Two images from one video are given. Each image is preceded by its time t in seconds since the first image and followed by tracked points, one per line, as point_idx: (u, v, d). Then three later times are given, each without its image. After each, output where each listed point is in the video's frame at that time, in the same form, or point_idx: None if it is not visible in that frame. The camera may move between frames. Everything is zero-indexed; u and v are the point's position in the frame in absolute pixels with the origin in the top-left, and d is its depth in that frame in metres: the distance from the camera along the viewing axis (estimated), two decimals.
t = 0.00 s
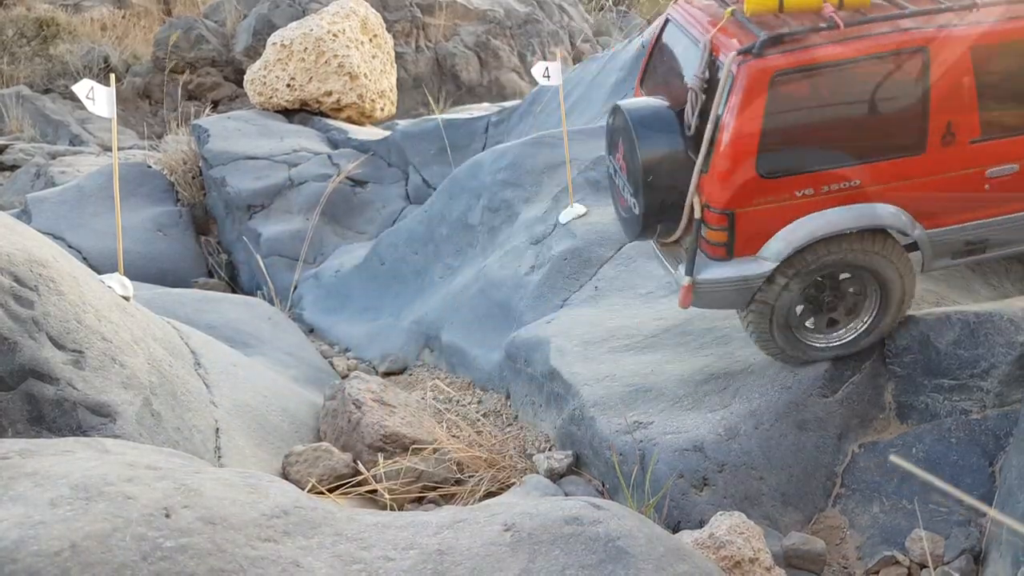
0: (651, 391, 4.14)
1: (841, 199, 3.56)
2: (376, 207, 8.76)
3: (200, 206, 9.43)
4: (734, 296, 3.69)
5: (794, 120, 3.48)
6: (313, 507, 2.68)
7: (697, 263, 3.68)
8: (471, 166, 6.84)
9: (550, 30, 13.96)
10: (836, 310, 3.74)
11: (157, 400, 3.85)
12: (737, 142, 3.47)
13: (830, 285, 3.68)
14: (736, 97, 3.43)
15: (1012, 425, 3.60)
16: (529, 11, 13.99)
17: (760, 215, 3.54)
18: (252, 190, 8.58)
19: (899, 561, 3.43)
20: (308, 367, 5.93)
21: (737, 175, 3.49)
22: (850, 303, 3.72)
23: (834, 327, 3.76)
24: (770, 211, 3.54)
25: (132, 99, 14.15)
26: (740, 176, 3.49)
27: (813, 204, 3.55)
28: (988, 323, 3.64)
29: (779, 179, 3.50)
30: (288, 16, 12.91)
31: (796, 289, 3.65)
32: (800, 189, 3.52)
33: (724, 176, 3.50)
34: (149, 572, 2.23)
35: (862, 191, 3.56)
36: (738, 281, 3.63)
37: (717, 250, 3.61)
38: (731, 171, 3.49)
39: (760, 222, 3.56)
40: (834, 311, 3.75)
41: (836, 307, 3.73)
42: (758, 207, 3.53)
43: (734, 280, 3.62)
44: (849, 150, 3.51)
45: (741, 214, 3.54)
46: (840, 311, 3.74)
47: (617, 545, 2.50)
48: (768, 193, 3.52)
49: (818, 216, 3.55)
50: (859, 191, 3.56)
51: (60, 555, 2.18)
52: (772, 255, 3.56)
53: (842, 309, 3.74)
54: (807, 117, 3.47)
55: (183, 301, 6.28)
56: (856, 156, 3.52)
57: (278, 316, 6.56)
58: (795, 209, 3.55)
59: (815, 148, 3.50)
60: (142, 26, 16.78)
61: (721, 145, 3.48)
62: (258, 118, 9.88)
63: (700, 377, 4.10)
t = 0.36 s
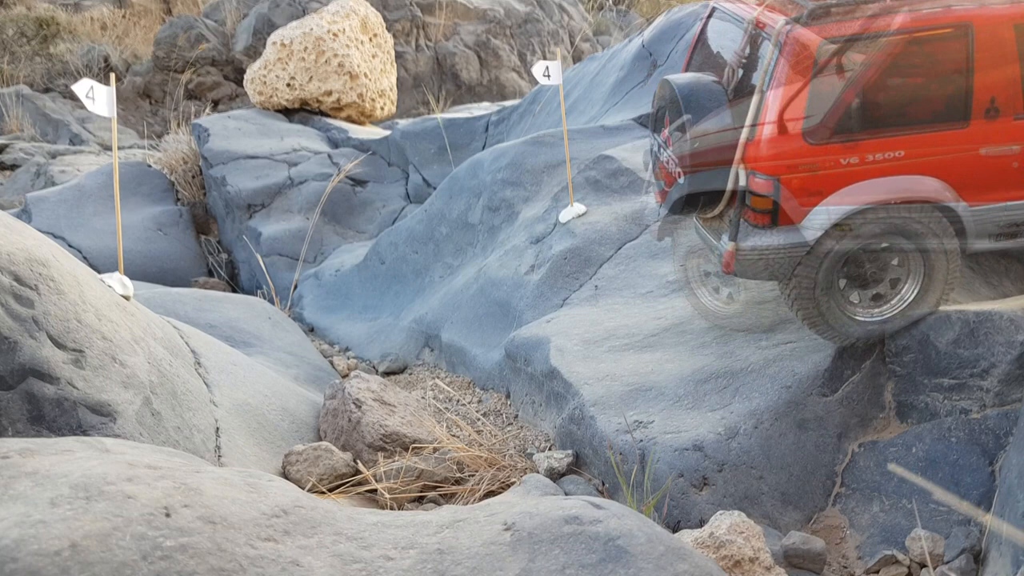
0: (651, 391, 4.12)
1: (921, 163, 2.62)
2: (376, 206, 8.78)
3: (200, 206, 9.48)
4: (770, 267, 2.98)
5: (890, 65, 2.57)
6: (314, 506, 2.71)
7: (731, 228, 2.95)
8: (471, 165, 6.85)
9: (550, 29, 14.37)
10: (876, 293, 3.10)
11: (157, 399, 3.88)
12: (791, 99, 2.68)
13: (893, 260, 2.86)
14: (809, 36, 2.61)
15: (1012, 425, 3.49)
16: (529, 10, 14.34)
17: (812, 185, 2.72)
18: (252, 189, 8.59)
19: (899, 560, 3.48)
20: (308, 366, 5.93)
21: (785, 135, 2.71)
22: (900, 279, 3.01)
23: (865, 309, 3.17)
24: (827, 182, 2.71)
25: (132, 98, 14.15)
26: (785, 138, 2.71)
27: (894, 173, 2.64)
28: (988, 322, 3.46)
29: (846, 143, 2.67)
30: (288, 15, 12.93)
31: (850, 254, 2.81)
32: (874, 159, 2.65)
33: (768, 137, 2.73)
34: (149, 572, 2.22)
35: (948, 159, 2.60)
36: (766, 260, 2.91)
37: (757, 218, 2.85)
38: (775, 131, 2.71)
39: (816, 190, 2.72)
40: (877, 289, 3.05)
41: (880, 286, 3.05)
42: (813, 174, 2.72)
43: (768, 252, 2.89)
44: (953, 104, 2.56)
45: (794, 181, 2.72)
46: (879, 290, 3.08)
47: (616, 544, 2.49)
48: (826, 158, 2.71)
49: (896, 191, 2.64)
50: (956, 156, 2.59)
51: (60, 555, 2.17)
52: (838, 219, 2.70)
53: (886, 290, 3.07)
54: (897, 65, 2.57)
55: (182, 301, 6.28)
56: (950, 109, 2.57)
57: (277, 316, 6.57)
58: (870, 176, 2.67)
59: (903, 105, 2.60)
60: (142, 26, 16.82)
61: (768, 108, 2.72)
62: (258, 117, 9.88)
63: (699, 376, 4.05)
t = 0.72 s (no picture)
0: (651, 392, 4.12)
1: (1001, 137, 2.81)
2: (376, 207, 8.78)
3: (200, 206, 9.49)
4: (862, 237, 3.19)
5: (937, 56, 2.82)
6: (314, 506, 2.71)
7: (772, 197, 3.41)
8: (471, 165, 6.84)
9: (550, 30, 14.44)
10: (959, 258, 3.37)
11: (157, 399, 3.88)
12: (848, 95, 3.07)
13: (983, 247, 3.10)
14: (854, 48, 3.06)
15: (1012, 425, 3.50)
16: (529, 11, 14.46)
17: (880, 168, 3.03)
18: (252, 190, 8.58)
19: (899, 561, 3.44)
20: (309, 366, 5.93)
21: (858, 119, 3.05)
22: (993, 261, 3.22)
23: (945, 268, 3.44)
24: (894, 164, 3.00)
25: (132, 98, 14.15)
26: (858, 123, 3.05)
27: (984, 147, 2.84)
28: (988, 322, 3.55)
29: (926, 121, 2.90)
30: (288, 16, 12.95)
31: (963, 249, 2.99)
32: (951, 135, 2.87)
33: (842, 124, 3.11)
34: (149, 572, 2.22)
35: None
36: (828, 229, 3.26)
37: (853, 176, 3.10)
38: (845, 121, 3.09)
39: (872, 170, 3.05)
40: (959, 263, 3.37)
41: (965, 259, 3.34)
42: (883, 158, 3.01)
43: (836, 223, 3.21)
44: None
45: (859, 157, 3.08)
46: (973, 261, 3.30)
47: (616, 545, 2.49)
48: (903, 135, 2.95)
49: (936, 167, 2.91)
50: None
51: (60, 555, 2.16)
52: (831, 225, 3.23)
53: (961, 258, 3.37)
54: (954, 49, 2.78)
55: (183, 301, 6.29)
56: None
57: (277, 316, 6.57)
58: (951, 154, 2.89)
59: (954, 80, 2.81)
60: (142, 27, 16.83)
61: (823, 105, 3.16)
62: (258, 117, 9.88)
63: (700, 376, 4.06)
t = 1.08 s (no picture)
0: (651, 392, 4.11)
1: (971, 159, 2.87)
2: (377, 207, 8.79)
3: (200, 206, 9.49)
4: (799, 248, 3.44)
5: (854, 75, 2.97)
6: (314, 507, 2.72)
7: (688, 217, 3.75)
8: (471, 166, 6.83)
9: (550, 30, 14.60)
10: None
11: (157, 400, 3.88)
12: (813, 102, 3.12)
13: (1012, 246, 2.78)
14: (818, 46, 3.05)
15: (1012, 425, 3.50)
16: (529, 11, 14.57)
17: (838, 180, 3.12)
18: (253, 190, 8.59)
19: (899, 561, 3.40)
20: (309, 366, 5.93)
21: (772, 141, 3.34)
22: None
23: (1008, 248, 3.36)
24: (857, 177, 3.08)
25: (132, 99, 14.15)
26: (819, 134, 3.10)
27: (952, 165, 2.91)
28: (988, 322, 3.56)
29: (907, 132, 2.91)
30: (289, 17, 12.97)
31: (940, 249, 3.13)
32: (926, 149, 2.91)
33: (799, 133, 3.20)
34: (149, 572, 2.22)
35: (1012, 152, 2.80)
36: (740, 242, 3.63)
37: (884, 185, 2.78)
38: (804, 131, 3.17)
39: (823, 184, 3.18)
40: None
41: None
42: (845, 171, 3.08)
43: (747, 234, 3.58)
44: None
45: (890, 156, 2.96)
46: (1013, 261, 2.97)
47: (616, 545, 2.48)
48: (870, 147, 2.98)
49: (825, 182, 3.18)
50: None
51: (60, 555, 2.16)
52: (744, 236, 3.60)
53: None
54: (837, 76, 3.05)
55: (183, 301, 6.30)
56: None
57: (276, 316, 6.57)
58: (929, 167, 2.95)
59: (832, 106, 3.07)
60: (142, 27, 16.84)
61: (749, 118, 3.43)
62: (258, 118, 9.89)
63: (700, 375, 4.06)
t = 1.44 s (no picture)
0: (651, 392, 4.11)
1: (966, 157, 3.46)
2: (377, 207, 8.78)
3: (200, 206, 9.51)
4: (791, 244, 3.84)
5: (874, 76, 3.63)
6: (314, 507, 2.72)
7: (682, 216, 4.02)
8: (472, 166, 6.83)
9: (550, 30, 14.69)
10: None
11: (157, 400, 3.88)
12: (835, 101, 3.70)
13: None
14: (842, 45, 3.66)
15: (1012, 425, 3.51)
16: (529, 11, 14.67)
17: (848, 173, 3.66)
18: (253, 190, 8.59)
19: (899, 561, 3.39)
20: (309, 366, 5.92)
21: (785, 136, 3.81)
22: None
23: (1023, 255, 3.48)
24: (862, 172, 3.63)
25: (132, 99, 14.14)
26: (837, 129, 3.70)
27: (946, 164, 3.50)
28: (988, 323, 3.58)
29: (915, 127, 3.54)
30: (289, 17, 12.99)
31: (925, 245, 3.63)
32: (928, 145, 3.52)
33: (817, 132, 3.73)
34: (149, 572, 2.22)
35: (1001, 154, 3.40)
36: (735, 243, 3.95)
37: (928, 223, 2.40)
38: (819, 128, 3.73)
39: (831, 177, 3.69)
40: None
41: None
42: (854, 165, 3.64)
43: (742, 234, 3.91)
44: None
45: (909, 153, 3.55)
46: None
47: (616, 545, 2.48)
48: (881, 141, 3.60)
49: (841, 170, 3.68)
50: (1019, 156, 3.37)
51: (60, 555, 2.16)
52: (738, 237, 3.93)
53: None
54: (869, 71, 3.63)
55: (183, 301, 6.31)
56: None
57: (277, 316, 6.57)
58: (933, 161, 3.52)
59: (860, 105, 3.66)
60: (142, 27, 16.82)
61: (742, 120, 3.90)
62: (258, 118, 9.89)
63: (699, 376, 4.06)
